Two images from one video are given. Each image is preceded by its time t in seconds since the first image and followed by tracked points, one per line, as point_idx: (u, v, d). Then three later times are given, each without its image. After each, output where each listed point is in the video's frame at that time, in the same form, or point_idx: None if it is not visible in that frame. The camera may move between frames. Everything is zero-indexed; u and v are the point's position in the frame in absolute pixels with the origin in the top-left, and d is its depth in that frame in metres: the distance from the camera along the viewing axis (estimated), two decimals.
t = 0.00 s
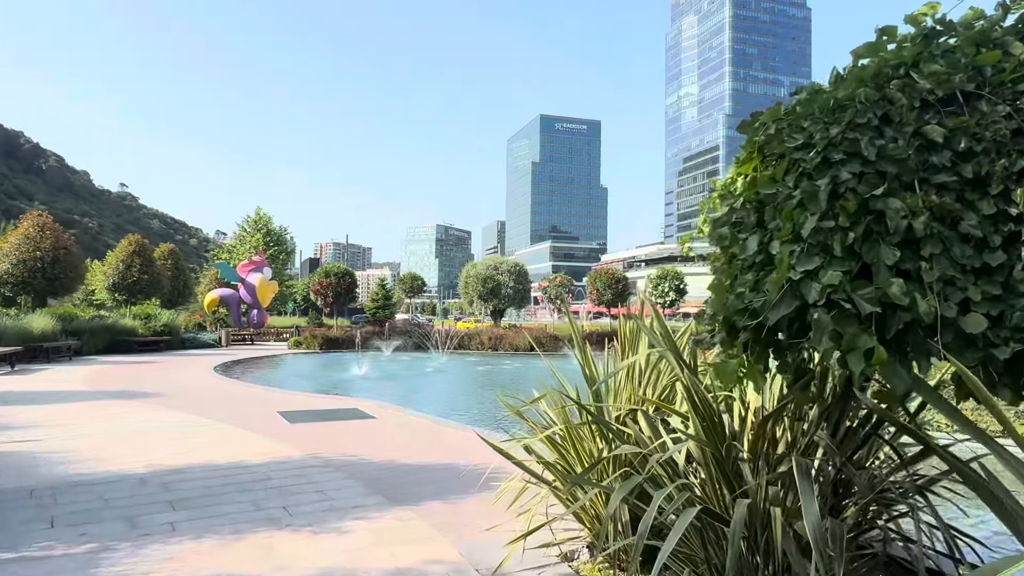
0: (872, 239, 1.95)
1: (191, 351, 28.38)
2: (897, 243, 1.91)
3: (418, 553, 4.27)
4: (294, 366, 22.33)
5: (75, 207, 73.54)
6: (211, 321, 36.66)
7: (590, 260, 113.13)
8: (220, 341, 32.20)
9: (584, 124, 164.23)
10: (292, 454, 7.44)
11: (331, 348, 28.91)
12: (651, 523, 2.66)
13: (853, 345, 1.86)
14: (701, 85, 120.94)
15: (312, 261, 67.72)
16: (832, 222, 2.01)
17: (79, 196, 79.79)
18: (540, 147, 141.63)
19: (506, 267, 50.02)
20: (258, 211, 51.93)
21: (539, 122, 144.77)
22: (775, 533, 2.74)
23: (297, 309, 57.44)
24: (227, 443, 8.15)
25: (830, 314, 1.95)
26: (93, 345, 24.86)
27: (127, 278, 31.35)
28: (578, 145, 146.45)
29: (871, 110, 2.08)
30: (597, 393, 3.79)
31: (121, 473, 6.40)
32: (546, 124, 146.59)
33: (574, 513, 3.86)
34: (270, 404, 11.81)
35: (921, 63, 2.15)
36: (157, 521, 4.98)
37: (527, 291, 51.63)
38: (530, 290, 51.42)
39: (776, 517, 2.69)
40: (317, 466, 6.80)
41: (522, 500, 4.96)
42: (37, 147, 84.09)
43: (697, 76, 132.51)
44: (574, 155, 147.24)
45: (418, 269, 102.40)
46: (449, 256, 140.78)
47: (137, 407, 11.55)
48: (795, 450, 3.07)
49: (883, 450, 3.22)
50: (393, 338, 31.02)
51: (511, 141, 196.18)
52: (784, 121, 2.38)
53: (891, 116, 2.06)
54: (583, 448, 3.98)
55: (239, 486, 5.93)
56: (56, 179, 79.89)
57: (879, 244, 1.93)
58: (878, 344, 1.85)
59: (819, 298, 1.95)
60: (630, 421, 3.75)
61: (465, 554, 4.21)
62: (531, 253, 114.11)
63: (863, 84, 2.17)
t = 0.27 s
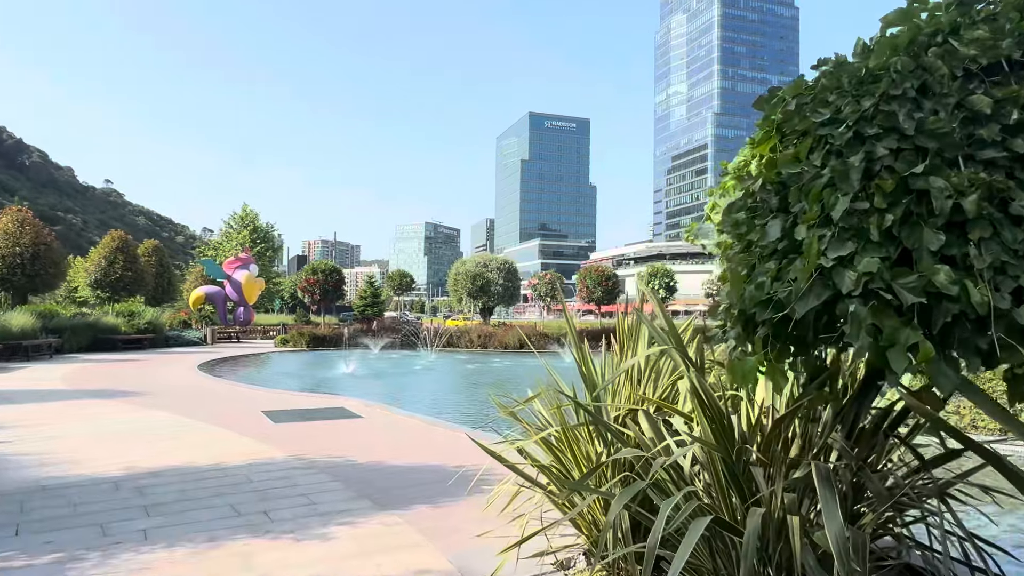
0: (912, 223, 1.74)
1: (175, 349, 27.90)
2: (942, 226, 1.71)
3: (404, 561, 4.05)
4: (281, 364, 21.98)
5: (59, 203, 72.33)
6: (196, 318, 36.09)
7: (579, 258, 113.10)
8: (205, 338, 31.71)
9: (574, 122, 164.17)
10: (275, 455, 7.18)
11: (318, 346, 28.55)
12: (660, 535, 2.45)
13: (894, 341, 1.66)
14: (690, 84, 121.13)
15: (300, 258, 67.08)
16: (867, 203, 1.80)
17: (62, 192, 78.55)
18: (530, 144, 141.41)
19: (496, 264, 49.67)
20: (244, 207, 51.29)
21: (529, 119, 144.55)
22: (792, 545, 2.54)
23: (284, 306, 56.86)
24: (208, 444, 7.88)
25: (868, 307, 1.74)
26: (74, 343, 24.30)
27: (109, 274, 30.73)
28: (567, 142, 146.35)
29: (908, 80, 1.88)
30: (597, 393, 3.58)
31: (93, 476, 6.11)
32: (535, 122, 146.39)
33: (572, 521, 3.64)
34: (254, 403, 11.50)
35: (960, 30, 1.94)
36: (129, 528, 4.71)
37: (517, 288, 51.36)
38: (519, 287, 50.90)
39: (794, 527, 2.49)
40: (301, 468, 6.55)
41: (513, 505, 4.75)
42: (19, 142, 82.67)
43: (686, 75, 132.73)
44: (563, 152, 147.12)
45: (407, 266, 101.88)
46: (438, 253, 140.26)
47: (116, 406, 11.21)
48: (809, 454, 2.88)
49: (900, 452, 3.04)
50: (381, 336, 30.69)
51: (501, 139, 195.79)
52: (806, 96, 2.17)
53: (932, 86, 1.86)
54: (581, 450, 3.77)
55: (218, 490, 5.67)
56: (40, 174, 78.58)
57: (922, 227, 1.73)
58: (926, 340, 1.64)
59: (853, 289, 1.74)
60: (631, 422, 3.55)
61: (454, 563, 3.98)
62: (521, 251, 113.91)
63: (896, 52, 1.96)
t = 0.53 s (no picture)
0: (981, 213, 1.54)
1: (166, 348, 27.52)
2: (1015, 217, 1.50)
3: None
4: (273, 363, 21.66)
5: (50, 201, 71.63)
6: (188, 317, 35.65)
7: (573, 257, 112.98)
8: (196, 337, 31.32)
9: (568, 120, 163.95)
10: (263, 459, 6.92)
11: (311, 345, 28.27)
12: (680, 557, 2.25)
13: (961, 348, 1.46)
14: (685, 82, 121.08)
15: (293, 256, 66.63)
16: (928, 193, 1.59)
17: (54, 190, 77.85)
18: (524, 143, 141.12)
19: (491, 262, 49.39)
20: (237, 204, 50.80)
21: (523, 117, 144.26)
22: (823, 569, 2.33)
23: (277, 305, 56.47)
24: (194, 447, 7.61)
25: (928, 309, 1.53)
26: (62, 342, 23.90)
27: (99, 273, 30.30)
28: (562, 140, 146.09)
29: (969, 52, 1.66)
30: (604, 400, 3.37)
31: (71, 483, 5.84)
32: (530, 120, 146.08)
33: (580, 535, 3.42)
34: (243, 405, 11.25)
35: None
36: (108, 539, 4.46)
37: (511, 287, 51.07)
38: (514, 285, 50.30)
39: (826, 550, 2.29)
40: (290, 473, 6.31)
41: (510, 516, 4.53)
42: (8, 138, 81.72)
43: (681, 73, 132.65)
44: (558, 151, 146.80)
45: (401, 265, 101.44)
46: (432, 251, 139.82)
47: (102, 408, 10.92)
48: (836, 465, 2.69)
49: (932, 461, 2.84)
50: (375, 335, 30.40)
51: (495, 137, 195.37)
52: (849, 74, 1.95)
53: (996, 59, 1.65)
54: (586, 458, 3.58)
55: (202, 497, 5.42)
56: (31, 172, 77.79)
57: (989, 219, 1.53)
58: (999, 348, 1.43)
59: (916, 289, 1.53)
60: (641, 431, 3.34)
61: None
62: (515, 249, 113.63)
63: (953, 20, 1.74)
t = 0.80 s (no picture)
0: None
1: (163, 347, 27.30)
2: None
3: None
4: (271, 362, 21.45)
5: (49, 199, 71.26)
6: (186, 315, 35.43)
7: (573, 255, 112.81)
8: (194, 336, 31.11)
9: (568, 118, 163.67)
10: (259, 463, 6.70)
11: (310, 343, 28.06)
12: None
13: None
14: (685, 80, 120.70)
15: (291, 254, 66.32)
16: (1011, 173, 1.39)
17: (52, 187, 77.53)
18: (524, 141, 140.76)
19: (491, 260, 49.15)
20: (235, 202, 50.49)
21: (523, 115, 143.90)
22: None
23: (275, 303, 56.21)
24: (188, 450, 7.39)
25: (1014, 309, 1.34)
26: (58, 341, 23.65)
27: (96, 270, 30.03)
28: (562, 138, 145.88)
29: None
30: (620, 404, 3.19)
31: (58, 488, 5.61)
32: (529, 118, 145.83)
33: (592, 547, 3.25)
34: (239, 405, 11.04)
35: None
36: (95, 550, 4.25)
37: (512, 285, 50.81)
38: (514, 283, 50.04)
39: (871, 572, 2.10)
40: (287, 477, 6.10)
41: (516, 524, 4.33)
42: (7, 136, 81.41)
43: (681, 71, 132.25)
44: (557, 149, 146.43)
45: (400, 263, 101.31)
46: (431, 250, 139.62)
47: (96, 408, 10.70)
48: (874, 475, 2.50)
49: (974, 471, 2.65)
50: (374, 333, 30.18)
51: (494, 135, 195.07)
52: (905, 44, 1.75)
53: None
54: (599, 465, 3.39)
55: (195, 504, 5.21)
56: (30, 169, 77.43)
57: None
58: None
59: (999, 284, 1.34)
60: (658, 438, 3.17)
61: None
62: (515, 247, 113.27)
63: None
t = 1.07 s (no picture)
0: None
1: (167, 346, 27.17)
2: None
3: None
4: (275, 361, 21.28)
5: (54, 198, 71.29)
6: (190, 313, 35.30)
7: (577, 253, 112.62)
8: (198, 334, 30.98)
9: (573, 117, 163.18)
10: (261, 466, 6.49)
11: (314, 342, 27.90)
12: None
13: None
14: (690, 78, 120.10)
15: (296, 253, 66.18)
16: None
17: (58, 186, 77.60)
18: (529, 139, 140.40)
19: (496, 259, 48.92)
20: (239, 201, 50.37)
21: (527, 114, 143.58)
22: None
23: (280, 302, 56.08)
24: (188, 453, 7.18)
25: None
26: (61, 340, 23.52)
27: (100, 269, 29.91)
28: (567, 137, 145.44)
29: None
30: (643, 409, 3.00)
31: (51, 493, 5.40)
32: (534, 116, 145.48)
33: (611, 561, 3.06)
34: (242, 406, 10.85)
35: None
36: (87, 560, 4.04)
37: (517, 284, 50.51)
38: (519, 281, 49.75)
39: None
40: (289, 482, 5.88)
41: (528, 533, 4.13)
42: (13, 135, 81.55)
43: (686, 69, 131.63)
44: (562, 147, 146.00)
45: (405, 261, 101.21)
46: (435, 248, 139.54)
47: (96, 408, 10.51)
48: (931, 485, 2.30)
49: None
50: (379, 332, 29.98)
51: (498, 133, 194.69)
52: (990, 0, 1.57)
53: None
54: (619, 473, 3.20)
55: (193, 510, 4.99)
56: (35, 168, 77.57)
57: None
58: None
59: None
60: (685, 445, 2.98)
61: None
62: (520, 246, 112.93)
63: None
